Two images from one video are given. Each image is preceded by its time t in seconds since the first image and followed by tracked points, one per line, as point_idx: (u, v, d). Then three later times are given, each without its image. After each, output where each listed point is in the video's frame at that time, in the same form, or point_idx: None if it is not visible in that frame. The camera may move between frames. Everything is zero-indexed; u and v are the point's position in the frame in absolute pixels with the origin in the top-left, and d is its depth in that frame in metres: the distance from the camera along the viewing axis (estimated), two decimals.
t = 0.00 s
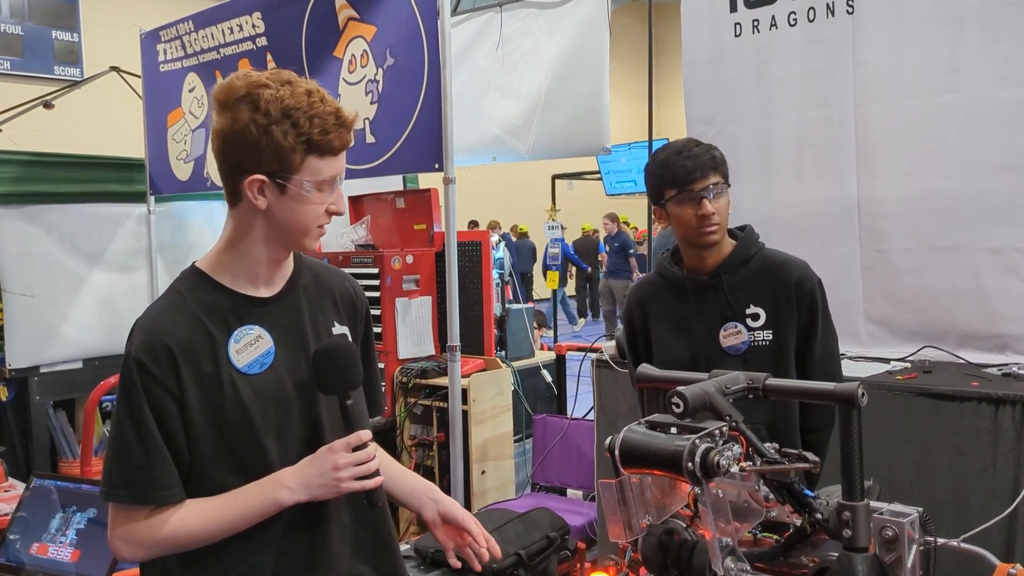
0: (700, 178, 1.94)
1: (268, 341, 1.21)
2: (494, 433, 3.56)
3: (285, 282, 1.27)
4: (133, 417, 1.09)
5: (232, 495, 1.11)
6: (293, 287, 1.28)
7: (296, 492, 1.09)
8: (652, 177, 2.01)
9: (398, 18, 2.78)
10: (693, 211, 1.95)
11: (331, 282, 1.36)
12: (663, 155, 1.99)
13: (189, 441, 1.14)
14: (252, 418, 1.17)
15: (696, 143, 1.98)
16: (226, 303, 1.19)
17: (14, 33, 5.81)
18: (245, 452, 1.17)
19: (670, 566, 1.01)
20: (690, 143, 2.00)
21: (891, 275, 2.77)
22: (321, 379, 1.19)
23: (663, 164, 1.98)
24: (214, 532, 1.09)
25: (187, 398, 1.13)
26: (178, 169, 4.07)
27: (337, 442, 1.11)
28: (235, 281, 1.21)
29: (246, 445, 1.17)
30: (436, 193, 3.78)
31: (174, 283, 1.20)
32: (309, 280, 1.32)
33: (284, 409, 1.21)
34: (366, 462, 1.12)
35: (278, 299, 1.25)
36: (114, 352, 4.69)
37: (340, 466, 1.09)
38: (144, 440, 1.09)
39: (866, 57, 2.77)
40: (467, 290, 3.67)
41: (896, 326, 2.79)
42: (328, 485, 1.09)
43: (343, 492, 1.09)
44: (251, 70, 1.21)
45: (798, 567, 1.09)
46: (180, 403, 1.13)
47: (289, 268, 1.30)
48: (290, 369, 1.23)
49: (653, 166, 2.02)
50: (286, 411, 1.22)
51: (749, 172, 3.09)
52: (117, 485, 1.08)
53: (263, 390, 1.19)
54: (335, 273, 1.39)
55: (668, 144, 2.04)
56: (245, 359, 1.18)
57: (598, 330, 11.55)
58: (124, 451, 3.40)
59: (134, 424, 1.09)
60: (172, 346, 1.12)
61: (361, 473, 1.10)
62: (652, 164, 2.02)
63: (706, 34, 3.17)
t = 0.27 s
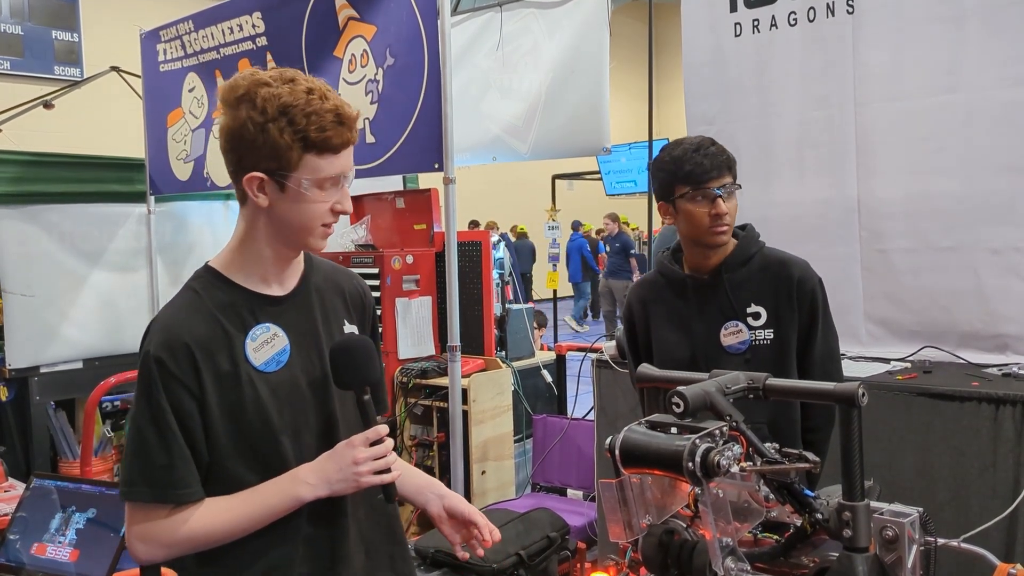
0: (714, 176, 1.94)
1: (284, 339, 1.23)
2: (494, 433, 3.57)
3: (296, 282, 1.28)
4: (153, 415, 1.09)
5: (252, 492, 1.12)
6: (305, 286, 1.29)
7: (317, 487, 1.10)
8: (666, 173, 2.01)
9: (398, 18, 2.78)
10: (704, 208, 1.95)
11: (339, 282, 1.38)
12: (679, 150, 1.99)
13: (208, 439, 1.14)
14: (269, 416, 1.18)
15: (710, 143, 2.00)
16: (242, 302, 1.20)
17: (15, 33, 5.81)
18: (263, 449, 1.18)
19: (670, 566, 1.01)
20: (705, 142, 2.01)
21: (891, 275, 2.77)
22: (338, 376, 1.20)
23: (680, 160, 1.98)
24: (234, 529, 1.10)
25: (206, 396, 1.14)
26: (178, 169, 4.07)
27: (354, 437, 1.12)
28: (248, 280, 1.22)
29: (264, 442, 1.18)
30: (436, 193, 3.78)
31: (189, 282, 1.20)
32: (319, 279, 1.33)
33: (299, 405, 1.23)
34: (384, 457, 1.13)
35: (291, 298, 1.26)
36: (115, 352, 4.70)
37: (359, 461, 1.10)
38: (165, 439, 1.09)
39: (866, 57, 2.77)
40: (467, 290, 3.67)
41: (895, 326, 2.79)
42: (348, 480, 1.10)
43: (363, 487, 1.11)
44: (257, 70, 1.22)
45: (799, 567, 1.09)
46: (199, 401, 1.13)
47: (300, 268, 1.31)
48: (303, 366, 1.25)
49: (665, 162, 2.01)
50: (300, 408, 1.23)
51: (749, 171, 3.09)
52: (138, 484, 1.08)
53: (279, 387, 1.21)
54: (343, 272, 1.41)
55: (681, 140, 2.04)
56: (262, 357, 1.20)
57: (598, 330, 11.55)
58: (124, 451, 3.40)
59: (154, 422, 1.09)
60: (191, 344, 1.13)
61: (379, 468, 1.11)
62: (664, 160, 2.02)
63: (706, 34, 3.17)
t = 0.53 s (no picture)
0: (732, 182, 1.91)
1: (309, 336, 1.23)
2: (494, 433, 3.57)
3: (323, 281, 1.28)
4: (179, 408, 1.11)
5: (275, 486, 1.12)
6: (332, 285, 1.29)
7: (337, 483, 1.10)
8: (682, 172, 1.96)
9: (397, 18, 2.78)
10: (718, 212, 1.92)
11: (367, 281, 1.38)
12: (699, 150, 1.94)
13: (232, 432, 1.15)
14: (293, 412, 1.18)
15: (730, 146, 1.96)
16: (269, 300, 1.21)
17: (14, 33, 5.81)
18: (286, 444, 1.18)
19: (670, 565, 1.01)
20: (725, 144, 1.96)
21: (891, 275, 2.77)
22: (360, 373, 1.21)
23: (701, 160, 1.93)
24: (255, 522, 1.11)
25: (230, 391, 1.15)
26: (178, 169, 4.07)
27: (375, 435, 1.11)
28: (272, 278, 1.22)
29: (288, 438, 1.18)
30: (436, 193, 3.79)
31: (219, 279, 1.22)
32: (347, 279, 1.33)
33: (324, 400, 1.23)
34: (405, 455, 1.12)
35: (317, 296, 1.26)
36: (115, 352, 4.70)
37: (379, 458, 1.10)
38: (190, 431, 1.11)
39: (866, 57, 2.77)
40: (467, 289, 3.67)
41: (896, 325, 2.79)
42: (367, 476, 1.09)
43: (382, 484, 1.10)
44: (269, 70, 1.25)
45: (799, 567, 1.09)
46: (224, 395, 1.14)
47: (327, 267, 1.30)
48: (330, 363, 1.25)
49: (682, 161, 1.97)
50: (324, 404, 1.23)
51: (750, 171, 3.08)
52: (165, 475, 1.10)
53: (304, 384, 1.21)
54: (372, 272, 1.41)
55: (700, 137, 1.99)
56: (286, 354, 1.20)
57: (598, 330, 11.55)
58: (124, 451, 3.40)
59: (180, 415, 1.11)
60: (216, 339, 1.14)
61: (401, 465, 1.10)
62: (682, 157, 1.97)
63: (706, 33, 3.17)
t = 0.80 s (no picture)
0: (773, 193, 1.71)
1: (336, 328, 1.26)
2: (494, 432, 3.56)
3: (355, 275, 1.32)
4: (207, 392, 1.16)
5: (296, 471, 1.17)
6: (362, 279, 1.33)
7: (353, 471, 1.14)
8: (720, 175, 1.75)
9: (397, 16, 2.78)
10: (750, 219, 1.75)
11: (400, 279, 1.40)
12: (743, 154, 1.72)
13: (258, 418, 1.20)
14: (317, 401, 1.22)
15: (779, 150, 1.74)
16: (297, 291, 1.25)
17: (15, 32, 5.81)
18: (309, 432, 1.22)
19: (670, 564, 1.01)
20: (774, 146, 1.74)
21: (891, 273, 2.77)
22: (380, 363, 1.22)
23: (744, 166, 1.71)
24: (278, 504, 1.15)
25: (256, 377, 1.19)
26: (178, 167, 4.07)
27: (393, 425, 1.16)
28: (304, 272, 1.27)
29: (311, 426, 1.22)
30: (435, 191, 3.79)
31: (253, 271, 1.27)
32: (379, 275, 1.36)
33: (347, 389, 1.26)
34: (420, 446, 1.16)
35: (347, 289, 1.29)
36: (114, 350, 4.69)
37: (394, 447, 1.14)
38: (216, 414, 1.16)
39: (866, 55, 2.76)
40: (466, 288, 3.66)
41: (896, 324, 2.79)
42: (383, 465, 1.14)
43: (397, 473, 1.14)
44: (286, 74, 1.32)
45: (799, 565, 1.08)
46: (250, 380, 1.19)
47: (360, 261, 1.34)
48: (356, 354, 1.28)
49: (723, 162, 1.75)
50: (349, 394, 1.26)
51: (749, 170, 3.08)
52: (191, 456, 1.15)
53: (329, 374, 1.24)
54: (404, 267, 1.42)
55: (746, 135, 1.76)
56: (312, 345, 1.23)
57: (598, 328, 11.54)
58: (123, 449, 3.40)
59: (207, 399, 1.16)
60: (243, 327, 1.19)
61: (416, 456, 1.14)
62: (722, 158, 1.75)
63: (706, 32, 3.16)
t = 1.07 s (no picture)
0: (823, 199, 1.52)
1: (361, 317, 1.27)
2: (493, 427, 3.56)
3: (385, 268, 1.32)
4: (233, 374, 1.19)
5: (313, 453, 1.18)
6: (392, 272, 1.33)
7: (366, 455, 1.16)
8: (770, 172, 1.55)
9: (397, 9, 2.76)
10: (793, 219, 1.58)
11: (431, 273, 1.40)
12: (798, 154, 1.50)
13: (282, 401, 1.22)
14: (339, 388, 1.23)
15: (839, 154, 1.51)
16: (325, 280, 1.27)
17: (14, 25, 5.78)
18: (331, 417, 1.23)
19: (668, 559, 1.02)
20: (834, 149, 1.51)
21: (891, 269, 2.76)
22: (396, 352, 1.22)
23: (798, 168, 1.50)
24: (296, 485, 1.17)
25: (281, 362, 1.21)
26: (176, 162, 4.06)
27: (406, 413, 1.17)
28: (334, 264, 1.29)
29: (332, 411, 1.23)
30: (435, 185, 3.77)
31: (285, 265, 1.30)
32: (410, 269, 1.36)
33: (368, 377, 1.26)
34: (432, 434, 1.17)
35: (376, 281, 1.30)
36: (113, 345, 4.69)
37: (405, 434, 1.15)
38: (241, 395, 1.18)
39: (866, 50, 2.76)
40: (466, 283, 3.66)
41: (895, 320, 2.78)
42: (394, 451, 1.15)
43: (408, 460, 1.16)
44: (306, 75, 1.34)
45: (796, 560, 1.09)
46: (275, 365, 1.21)
47: (392, 255, 1.35)
48: (380, 344, 1.28)
49: (774, 158, 1.54)
50: (372, 383, 1.27)
51: (749, 165, 3.07)
52: (217, 433, 1.18)
53: (353, 363, 1.25)
54: (437, 264, 1.42)
55: (805, 131, 1.53)
56: (336, 333, 1.24)
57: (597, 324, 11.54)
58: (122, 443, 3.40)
59: (233, 380, 1.19)
60: (268, 313, 1.21)
61: (426, 443, 1.15)
62: (774, 155, 1.54)
63: (706, 27, 3.15)
